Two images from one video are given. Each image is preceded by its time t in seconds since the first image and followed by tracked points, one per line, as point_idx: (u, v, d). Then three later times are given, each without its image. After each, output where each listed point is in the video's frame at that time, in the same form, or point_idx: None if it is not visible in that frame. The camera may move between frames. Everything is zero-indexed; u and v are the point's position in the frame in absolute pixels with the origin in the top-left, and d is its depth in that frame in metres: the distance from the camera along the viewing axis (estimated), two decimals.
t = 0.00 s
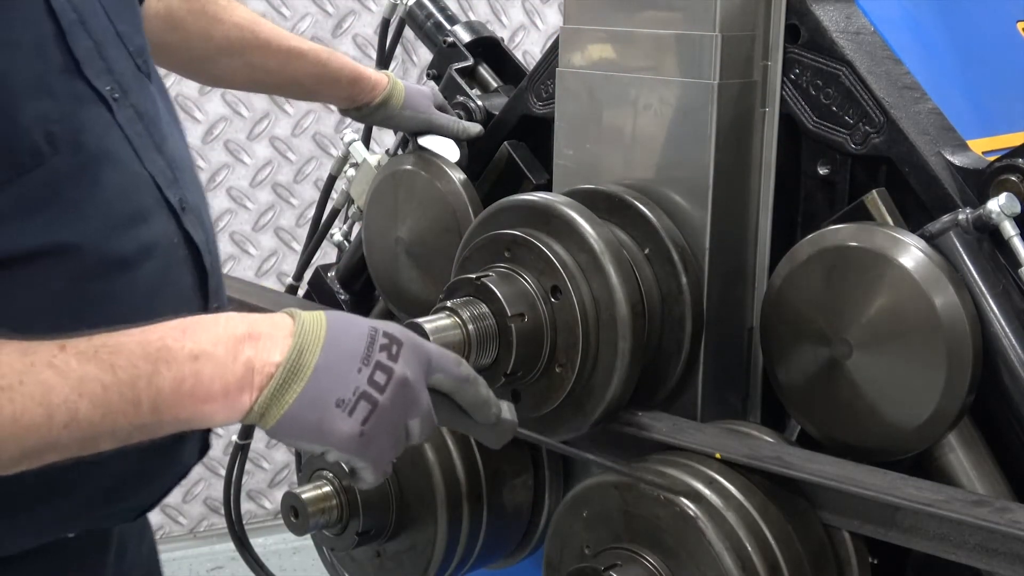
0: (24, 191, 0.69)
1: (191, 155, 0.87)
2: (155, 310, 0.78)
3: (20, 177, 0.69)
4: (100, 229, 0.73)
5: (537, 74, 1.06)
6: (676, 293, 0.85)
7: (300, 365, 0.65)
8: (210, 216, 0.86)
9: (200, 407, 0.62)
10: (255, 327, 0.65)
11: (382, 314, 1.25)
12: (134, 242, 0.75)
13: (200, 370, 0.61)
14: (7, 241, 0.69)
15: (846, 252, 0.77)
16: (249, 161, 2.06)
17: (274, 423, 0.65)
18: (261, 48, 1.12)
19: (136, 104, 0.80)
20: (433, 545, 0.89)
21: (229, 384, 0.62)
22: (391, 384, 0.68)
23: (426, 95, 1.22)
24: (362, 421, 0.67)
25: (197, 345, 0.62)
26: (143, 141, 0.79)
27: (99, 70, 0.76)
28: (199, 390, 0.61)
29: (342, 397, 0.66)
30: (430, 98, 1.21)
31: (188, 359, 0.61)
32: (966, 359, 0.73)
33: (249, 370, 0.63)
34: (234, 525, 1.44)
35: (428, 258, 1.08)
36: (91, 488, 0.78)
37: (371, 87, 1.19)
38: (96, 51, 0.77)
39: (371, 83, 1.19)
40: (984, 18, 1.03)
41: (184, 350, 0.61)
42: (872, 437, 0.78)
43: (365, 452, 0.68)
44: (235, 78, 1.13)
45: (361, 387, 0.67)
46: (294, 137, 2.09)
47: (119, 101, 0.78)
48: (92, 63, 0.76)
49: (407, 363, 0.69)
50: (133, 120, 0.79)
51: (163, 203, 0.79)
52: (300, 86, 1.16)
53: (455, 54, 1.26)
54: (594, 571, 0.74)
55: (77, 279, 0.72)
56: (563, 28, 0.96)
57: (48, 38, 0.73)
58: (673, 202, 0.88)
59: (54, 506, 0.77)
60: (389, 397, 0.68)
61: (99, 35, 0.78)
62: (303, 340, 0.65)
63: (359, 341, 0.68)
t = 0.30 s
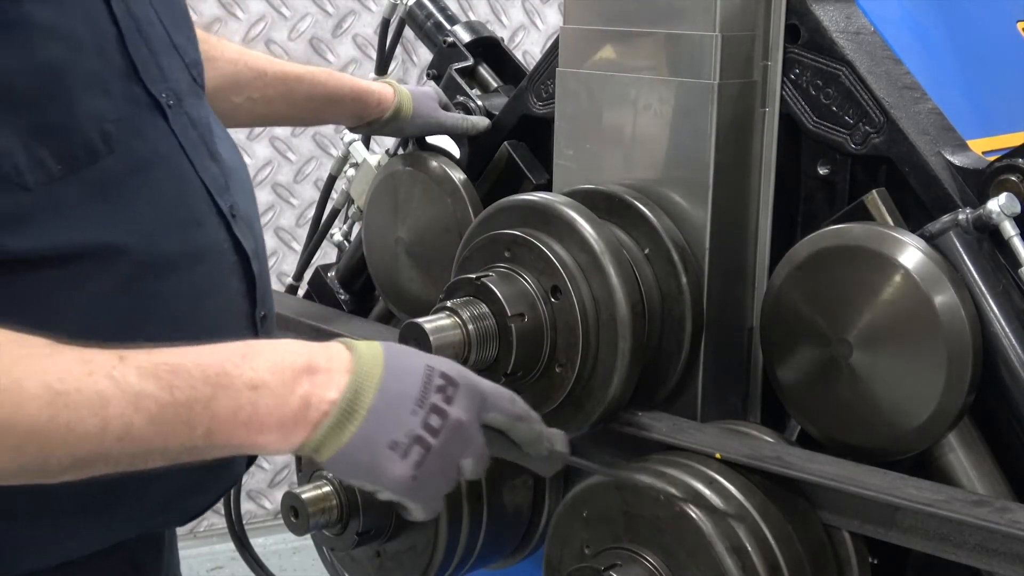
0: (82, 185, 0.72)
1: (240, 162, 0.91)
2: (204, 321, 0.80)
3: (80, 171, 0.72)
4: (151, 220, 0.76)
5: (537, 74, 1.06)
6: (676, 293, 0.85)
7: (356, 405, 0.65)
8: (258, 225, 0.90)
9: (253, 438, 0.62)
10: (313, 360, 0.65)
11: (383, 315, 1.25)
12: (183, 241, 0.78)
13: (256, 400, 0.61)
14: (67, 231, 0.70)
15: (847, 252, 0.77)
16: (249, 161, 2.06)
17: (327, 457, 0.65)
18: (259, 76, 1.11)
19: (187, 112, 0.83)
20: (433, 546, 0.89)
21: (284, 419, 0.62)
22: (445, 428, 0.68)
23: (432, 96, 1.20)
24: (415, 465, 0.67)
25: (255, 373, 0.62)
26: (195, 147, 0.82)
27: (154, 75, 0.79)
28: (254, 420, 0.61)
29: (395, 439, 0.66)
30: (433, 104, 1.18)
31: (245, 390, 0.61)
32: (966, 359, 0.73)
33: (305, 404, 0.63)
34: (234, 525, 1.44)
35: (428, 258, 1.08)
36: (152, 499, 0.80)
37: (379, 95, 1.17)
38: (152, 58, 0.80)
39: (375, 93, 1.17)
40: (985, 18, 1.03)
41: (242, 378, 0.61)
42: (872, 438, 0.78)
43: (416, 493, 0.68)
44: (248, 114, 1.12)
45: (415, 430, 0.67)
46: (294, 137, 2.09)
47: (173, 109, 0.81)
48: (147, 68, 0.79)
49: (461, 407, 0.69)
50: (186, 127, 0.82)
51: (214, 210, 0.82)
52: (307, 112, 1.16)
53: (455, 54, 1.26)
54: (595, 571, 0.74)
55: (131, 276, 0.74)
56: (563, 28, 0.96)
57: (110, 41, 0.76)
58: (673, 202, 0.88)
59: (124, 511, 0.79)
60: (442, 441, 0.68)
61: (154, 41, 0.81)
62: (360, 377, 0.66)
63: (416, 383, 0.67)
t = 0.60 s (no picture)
0: (144, 171, 0.66)
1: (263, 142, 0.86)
2: (268, 312, 0.75)
3: (143, 154, 0.66)
4: (215, 202, 0.70)
5: (537, 74, 1.06)
6: (676, 292, 0.85)
7: (510, 433, 0.63)
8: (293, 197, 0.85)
9: (412, 460, 0.59)
10: (471, 385, 0.62)
11: (383, 314, 1.26)
12: (246, 223, 0.73)
13: (417, 425, 0.58)
14: (132, 215, 0.65)
15: (847, 252, 0.77)
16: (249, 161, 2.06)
17: (476, 481, 0.63)
18: (268, 64, 1.07)
19: (220, 86, 0.76)
20: (433, 545, 0.89)
21: (444, 443, 0.59)
22: (584, 454, 0.67)
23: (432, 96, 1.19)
24: (558, 489, 0.65)
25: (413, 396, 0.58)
26: (235, 123, 0.76)
27: (188, 51, 0.72)
28: (417, 444, 0.58)
29: (543, 465, 0.64)
30: (433, 103, 1.18)
31: (412, 414, 0.58)
32: (966, 359, 0.73)
33: (462, 430, 0.61)
34: (233, 525, 1.44)
35: (428, 258, 1.08)
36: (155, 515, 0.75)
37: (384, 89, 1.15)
38: (183, 33, 0.73)
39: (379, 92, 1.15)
40: (985, 18, 1.03)
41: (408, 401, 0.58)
42: (872, 438, 0.78)
43: (555, 515, 0.67)
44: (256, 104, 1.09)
45: (560, 457, 0.65)
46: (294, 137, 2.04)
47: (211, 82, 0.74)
48: (181, 44, 0.72)
49: (597, 432, 0.68)
50: (224, 101, 0.75)
51: (261, 183, 0.77)
52: (314, 105, 1.12)
53: (455, 54, 1.26)
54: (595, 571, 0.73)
55: (202, 259, 0.69)
56: (564, 28, 0.96)
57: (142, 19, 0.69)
58: (673, 202, 0.88)
59: (131, 537, 0.73)
60: (582, 465, 0.67)
61: (182, 18, 0.74)
62: (510, 403, 0.63)
63: (558, 410, 0.65)
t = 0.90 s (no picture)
0: (150, 182, 0.67)
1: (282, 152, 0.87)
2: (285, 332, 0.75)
3: (154, 163, 0.68)
4: (229, 210, 0.72)
5: (537, 74, 1.06)
6: (676, 292, 0.85)
7: (377, 480, 0.60)
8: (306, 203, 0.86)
9: (259, 510, 0.55)
10: (333, 425, 0.58)
11: (383, 314, 1.26)
12: (258, 237, 0.74)
13: (263, 474, 0.54)
14: (137, 226, 0.66)
15: (849, 252, 0.77)
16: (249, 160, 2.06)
17: (338, 530, 0.61)
18: (303, 41, 1.08)
19: (237, 96, 0.80)
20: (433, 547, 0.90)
21: (297, 493, 0.56)
22: (465, 499, 0.66)
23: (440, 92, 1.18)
24: (432, 537, 0.65)
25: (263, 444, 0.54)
26: (252, 133, 0.79)
27: (207, 60, 0.75)
28: (263, 493, 0.55)
29: (416, 515, 0.63)
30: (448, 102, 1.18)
31: (254, 460, 0.54)
32: (966, 359, 0.73)
33: (318, 478, 0.57)
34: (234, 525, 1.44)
35: (428, 258, 1.08)
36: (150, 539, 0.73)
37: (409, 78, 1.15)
38: (202, 42, 0.76)
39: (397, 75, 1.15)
40: (984, 18, 1.03)
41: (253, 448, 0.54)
42: (873, 438, 0.78)
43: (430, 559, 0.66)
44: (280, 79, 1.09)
45: (436, 505, 0.64)
46: (295, 137, 2.01)
47: (227, 92, 0.77)
48: (199, 51, 0.74)
49: (481, 476, 0.67)
50: (240, 111, 0.79)
51: (281, 195, 0.79)
52: (338, 83, 1.13)
53: (456, 54, 1.26)
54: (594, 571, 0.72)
55: (213, 275, 0.70)
56: (563, 28, 0.96)
57: (164, 29, 0.72)
58: (673, 202, 0.88)
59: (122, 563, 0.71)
60: (462, 512, 0.66)
61: (202, 27, 0.77)
62: (382, 451, 0.60)
63: (436, 453, 0.64)
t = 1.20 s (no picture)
0: (141, 232, 0.64)
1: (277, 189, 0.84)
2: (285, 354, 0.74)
3: (139, 219, 0.64)
4: (224, 264, 0.70)
5: (537, 74, 1.06)
6: (677, 292, 0.85)
7: (383, 519, 0.59)
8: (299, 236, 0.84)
9: (261, 554, 0.54)
10: (334, 462, 0.57)
11: (383, 314, 1.25)
12: (252, 285, 0.72)
13: (266, 518, 0.53)
14: (121, 273, 0.63)
15: (848, 252, 0.77)
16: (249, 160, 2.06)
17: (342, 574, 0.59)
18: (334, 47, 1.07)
19: (235, 141, 0.75)
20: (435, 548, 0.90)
21: (299, 536, 0.55)
22: (475, 537, 0.63)
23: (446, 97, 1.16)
24: None
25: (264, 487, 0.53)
26: (254, 182, 0.75)
27: (202, 107, 0.71)
28: (264, 536, 0.53)
29: (424, 554, 0.60)
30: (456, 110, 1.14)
31: (256, 502, 0.53)
32: (966, 359, 0.73)
33: (322, 518, 0.56)
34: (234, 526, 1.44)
35: (428, 258, 1.08)
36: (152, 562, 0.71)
37: (427, 81, 1.14)
38: (198, 90, 0.72)
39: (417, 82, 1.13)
40: (984, 18, 1.03)
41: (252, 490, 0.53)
42: (873, 438, 0.78)
43: None
44: (306, 78, 1.07)
45: (446, 543, 0.61)
46: (294, 137, 2.00)
47: (223, 140, 0.73)
48: (193, 99, 0.70)
49: (492, 512, 0.65)
50: (239, 158, 0.74)
51: (279, 246, 0.76)
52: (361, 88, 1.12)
53: (456, 54, 1.26)
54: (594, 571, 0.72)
55: (204, 315, 0.68)
56: (564, 28, 0.96)
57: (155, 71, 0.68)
58: (673, 202, 0.88)
59: None
60: (472, 550, 0.63)
61: (202, 73, 0.73)
62: (387, 486, 0.59)
63: (446, 489, 0.62)
